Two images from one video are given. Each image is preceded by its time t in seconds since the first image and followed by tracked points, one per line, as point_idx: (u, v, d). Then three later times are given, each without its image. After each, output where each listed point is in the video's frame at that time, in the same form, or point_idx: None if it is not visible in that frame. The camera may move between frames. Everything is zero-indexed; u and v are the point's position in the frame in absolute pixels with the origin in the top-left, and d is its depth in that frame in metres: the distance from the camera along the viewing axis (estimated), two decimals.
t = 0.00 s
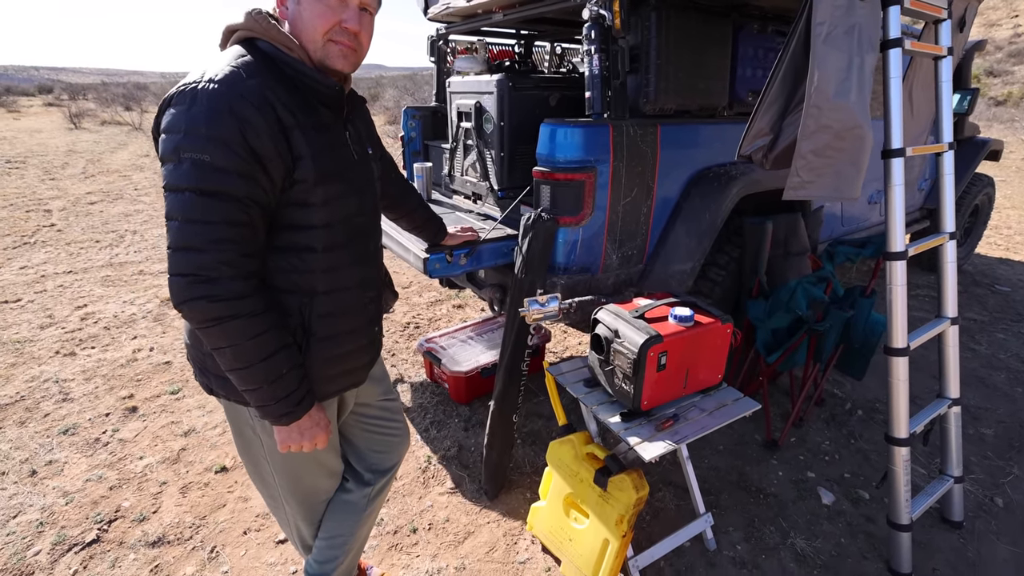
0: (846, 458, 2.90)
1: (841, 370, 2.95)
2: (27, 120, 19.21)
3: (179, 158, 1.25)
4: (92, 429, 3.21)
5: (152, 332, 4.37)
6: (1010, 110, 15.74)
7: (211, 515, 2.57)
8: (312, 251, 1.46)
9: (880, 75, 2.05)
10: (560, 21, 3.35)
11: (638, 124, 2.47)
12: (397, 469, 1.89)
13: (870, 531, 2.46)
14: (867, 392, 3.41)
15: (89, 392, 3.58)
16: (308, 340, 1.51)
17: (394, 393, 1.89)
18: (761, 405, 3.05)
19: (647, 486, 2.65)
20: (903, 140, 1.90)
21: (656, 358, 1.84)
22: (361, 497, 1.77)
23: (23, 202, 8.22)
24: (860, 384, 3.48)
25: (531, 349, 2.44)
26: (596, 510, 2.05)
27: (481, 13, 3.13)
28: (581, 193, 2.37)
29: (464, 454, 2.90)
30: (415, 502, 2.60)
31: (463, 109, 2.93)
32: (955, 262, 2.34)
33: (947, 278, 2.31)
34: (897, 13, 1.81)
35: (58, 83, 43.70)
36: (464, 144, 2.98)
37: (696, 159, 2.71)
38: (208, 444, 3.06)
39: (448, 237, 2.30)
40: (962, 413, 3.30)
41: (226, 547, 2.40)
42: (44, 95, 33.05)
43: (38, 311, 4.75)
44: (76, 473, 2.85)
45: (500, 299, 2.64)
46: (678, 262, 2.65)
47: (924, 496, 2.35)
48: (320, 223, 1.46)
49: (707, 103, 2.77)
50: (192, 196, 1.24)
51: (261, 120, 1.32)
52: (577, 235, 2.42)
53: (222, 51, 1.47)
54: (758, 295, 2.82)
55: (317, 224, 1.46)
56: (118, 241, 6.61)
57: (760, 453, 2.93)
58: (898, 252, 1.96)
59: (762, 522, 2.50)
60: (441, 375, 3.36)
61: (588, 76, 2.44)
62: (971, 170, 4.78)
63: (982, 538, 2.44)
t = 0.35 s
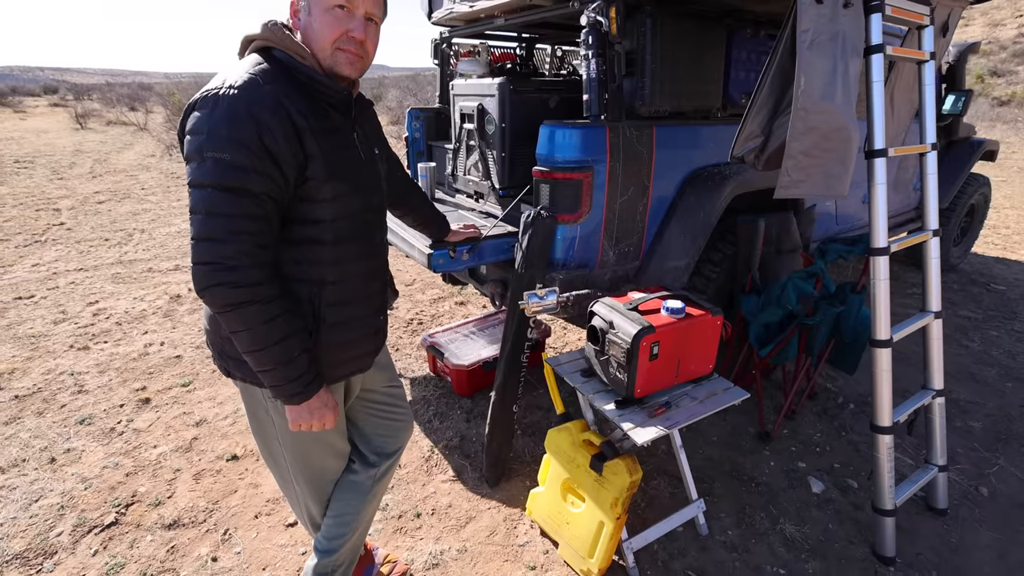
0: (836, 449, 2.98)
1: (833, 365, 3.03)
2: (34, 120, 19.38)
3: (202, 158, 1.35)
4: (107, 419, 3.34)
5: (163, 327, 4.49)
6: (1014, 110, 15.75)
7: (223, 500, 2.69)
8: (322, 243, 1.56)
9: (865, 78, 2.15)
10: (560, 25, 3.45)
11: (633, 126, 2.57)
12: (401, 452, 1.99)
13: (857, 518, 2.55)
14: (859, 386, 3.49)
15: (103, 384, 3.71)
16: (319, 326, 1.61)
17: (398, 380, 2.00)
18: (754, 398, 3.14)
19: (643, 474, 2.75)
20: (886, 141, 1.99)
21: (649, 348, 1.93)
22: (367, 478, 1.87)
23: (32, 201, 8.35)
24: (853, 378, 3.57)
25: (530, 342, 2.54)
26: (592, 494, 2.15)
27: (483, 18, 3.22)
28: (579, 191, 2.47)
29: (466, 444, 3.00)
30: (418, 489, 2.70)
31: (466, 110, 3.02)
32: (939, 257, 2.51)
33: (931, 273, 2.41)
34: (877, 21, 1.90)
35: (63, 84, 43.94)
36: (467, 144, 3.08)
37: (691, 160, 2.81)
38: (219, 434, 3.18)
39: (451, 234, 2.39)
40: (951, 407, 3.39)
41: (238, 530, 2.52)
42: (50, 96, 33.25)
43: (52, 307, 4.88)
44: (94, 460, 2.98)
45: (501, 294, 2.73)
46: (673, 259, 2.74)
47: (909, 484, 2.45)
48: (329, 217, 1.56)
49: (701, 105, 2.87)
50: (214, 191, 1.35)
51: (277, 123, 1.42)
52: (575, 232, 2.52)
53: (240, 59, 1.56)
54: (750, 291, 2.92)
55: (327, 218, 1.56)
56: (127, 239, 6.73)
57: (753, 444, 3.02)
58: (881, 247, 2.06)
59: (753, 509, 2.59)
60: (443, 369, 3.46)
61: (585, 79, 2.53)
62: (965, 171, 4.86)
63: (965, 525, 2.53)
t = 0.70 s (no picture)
0: (828, 435, 3.06)
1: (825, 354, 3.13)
2: (44, 120, 19.64)
3: (224, 145, 1.47)
4: (123, 404, 3.49)
5: (175, 319, 4.63)
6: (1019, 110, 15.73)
7: (236, 479, 2.83)
8: (331, 226, 1.68)
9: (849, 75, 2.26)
10: (560, 26, 3.56)
11: (629, 122, 2.67)
12: (405, 428, 2.10)
13: (845, 499, 2.64)
14: (852, 376, 3.57)
15: (119, 372, 3.85)
16: (328, 303, 1.73)
17: (401, 359, 2.11)
18: (748, 386, 3.24)
19: (639, 458, 2.85)
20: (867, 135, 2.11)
21: (641, 330, 2.04)
22: (372, 450, 1.99)
23: (45, 199, 8.53)
24: (847, 369, 3.65)
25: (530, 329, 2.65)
26: (588, 471, 2.25)
27: (486, 19, 3.33)
28: (577, 184, 2.57)
29: (468, 429, 3.11)
30: (422, 470, 2.81)
31: (468, 107, 3.12)
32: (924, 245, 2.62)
33: (914, 261, 2.50)
34: (859, 20, 2.01)
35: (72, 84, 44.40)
36: (470, 140, 3.18)
37: (686, 155, 2.92)
38: (230, 418, 3.31)
39: (455, 224, 2.50)
40: (942, 397, 3.48)
41: (250, 506, 2.65)
42: (59, 97, 33.59)
43: (67, 299, 5.03)
44: (112, 442, 3.14)
45: (502, 283, 2.83)
46: (669, 251, 2.84)
47: (894, 466, 2.54)
48: (337, 202, 1.67)
49: (696, 102, 2.98)
50: (234, 176, 1.47)
51: (291, 115, 1.54)
52: (573, 224, 2.62)
53: (258, 56, 1.67)
54: (743, 282, 3.02)
55: (335, 202, 1.67)
56: (137, 235, 6.87)
57: (747, 430, 3.10)
58: (864, 236, 2.18)
59: (744, 490, 2.69)
60: (447, 358, 3.57)
61: (583, 77, 2.62)
62: (960, 168, 4.94)
63: (949, 506, 2.62)
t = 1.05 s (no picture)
0: (826, 438, 3.15)
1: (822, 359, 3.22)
2: (57, 135, 20.01)
3: (260, 154, 1.60)
4: (142, 407, 3.61)
5: (189, 326, 4.76)
6: (1019, 125, 15.89)
7: (253, 477, 2.93)
8: (353, 229, 1.79)
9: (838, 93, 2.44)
10: (565, 45, 3.72)
11: (631, 135, 2.81)
12: (418, 423, 2.21)
13: (842, 498, 2.72)
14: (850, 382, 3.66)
15: (136, 376, 3.98)
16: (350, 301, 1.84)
17: (415, 358, 2.22)
18: (748, 390, 3.33)
19: (642, 458, 2.95)
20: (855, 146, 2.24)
21: (643, 330, 2.16)
22: (388, 444, 2.10)
23: (60, 211, 8.73)
24: (844, 374, 3.75)
25: (536, 331, 2.76)
26: (594, 467, 2.35)
27: (494, 38, 3.50)
28: (581, 194, 2.71)
29: (477, 431, 3.21)
30: (433, 470, 2.91)
31: (478, 122, 3.26)
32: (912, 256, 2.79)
33: (904, 267, 2.65)
34: (843, 42, 2.17)
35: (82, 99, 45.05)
36: (479, 153, 3.33)
37: (685, 167, 3.05)
38: (246, 420, 3.42)
39: (466, 232, 2.63)
40: (938, 401, 3.57)
41: (268, 503, 2.75)
42: (69, 112, 34.20)
43: (85, 307, 5.17)
44: (133, 442, 3.25)
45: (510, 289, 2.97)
46: (669, 259, 2.97)
47: (889, 464, 2.63)
48: (359, 207, 1.79)
49: (694, 117, 3.12)
50: (269, 182, 1.60)
51: (320, 127, 1.66)
52: (578, 232, 2.76)
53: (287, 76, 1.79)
54: (741, 288, 3.14)
55: (357, 207, 1.79)
56: (151, 246, 7.03)
57: (747, 433, 3.19)
58: (853, 241, 2.31)
59: (745, 489, 2.77)
60: (455, 363, 3.68)
61: (587, 93, 2.79)
62: (954, 181, 5.06)
63: (944, 504, 2.71)
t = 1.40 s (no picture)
0: (834, 467, 3.15)
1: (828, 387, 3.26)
2: (67, 166, 20.38)
3: (286, 189, 1.64)
4: (150, 436, 3.62)
5: (197, 355, 4.79)
6: (1012, 157, 16.17)
7: (262, 507, 2.93)
8: (372, 259, 1.83)
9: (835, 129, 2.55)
10: (570, 83, 3.87)
11: (636, 169, 2.90)
12: (431, 451, 2.23)
13: (853, 528, 2.71)
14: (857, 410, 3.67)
15: (144, 405, 3.99)
16: (367, 328, 1.87)
17: (428, 385, 2.26)
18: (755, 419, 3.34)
19: (651, 488, 2.95)
20: (852, 180, 2.32)
21: (651, 358, 2.20)
22: (401, 471, 2.12)
23: (69, 240, 8.84)
24: (851, 403, 3.76)
25: (545, 360, 2.80)
26: (604, 495, 2.36)
27: (503, 76, 3.63)
28: (589, 226, 2.79)
29: (485, 460, 3.22)
30: (442, 499, 2.91)
31: (488, 156, 3.36)
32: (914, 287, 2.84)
33: (904, 296, 2.71)
34: (837, 83, 2.26)
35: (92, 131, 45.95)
36: (488, 186, 3.41)
37: (688, 199, 3.14)
38: (254, 449, 3.43)
39: (476, 262, 2.70)
40: (945, 430, 3.58)
41: (276, 533, 2.74)
42: (79, 144, 34.85)
43: (94, 336, 5.21)
44: (141, 472, 3.26)
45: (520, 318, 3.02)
46: (674, 288, 3.03)
47: (899, 493, 2.64)
48: (378, 238, 1.83)
49: (696, 151, 3.22)
50: (294, 215, 1.64)
51: (343, 162, 1.71)
52: (585, 262, 2.83)
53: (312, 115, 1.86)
54: (746, 317, 3.20)
55: (376, 238, 1.83)
56: (159, 275, 7.12)
57: (756, 462, 3.19)
58: (854, 272, 2.37)
59: (755, 519, 2.77)
60: (463, 392, 3.70)
61: (593, 129, 2.87)
62: (950, 211, 5.16)
63: (956, 534, 2.70)
